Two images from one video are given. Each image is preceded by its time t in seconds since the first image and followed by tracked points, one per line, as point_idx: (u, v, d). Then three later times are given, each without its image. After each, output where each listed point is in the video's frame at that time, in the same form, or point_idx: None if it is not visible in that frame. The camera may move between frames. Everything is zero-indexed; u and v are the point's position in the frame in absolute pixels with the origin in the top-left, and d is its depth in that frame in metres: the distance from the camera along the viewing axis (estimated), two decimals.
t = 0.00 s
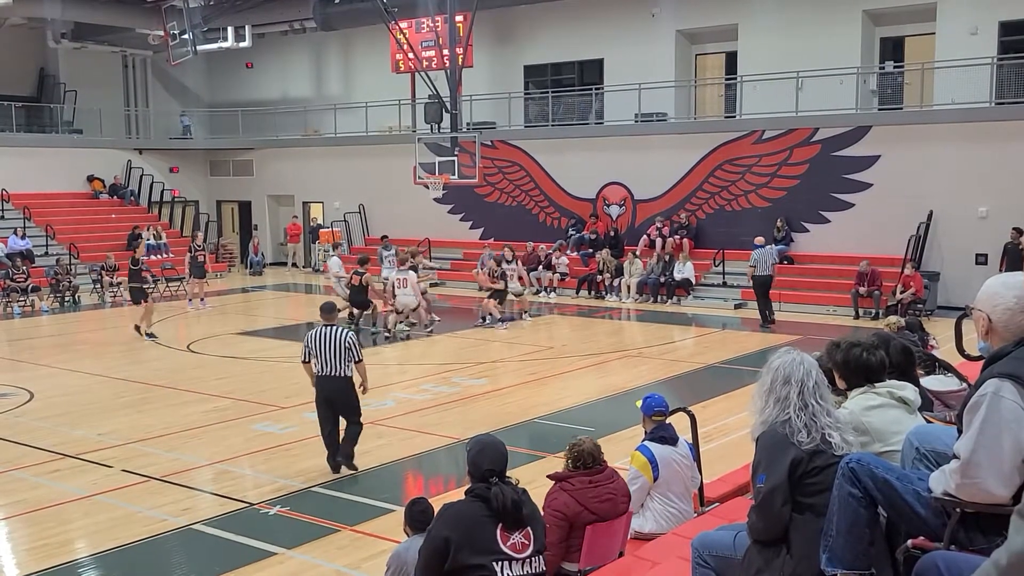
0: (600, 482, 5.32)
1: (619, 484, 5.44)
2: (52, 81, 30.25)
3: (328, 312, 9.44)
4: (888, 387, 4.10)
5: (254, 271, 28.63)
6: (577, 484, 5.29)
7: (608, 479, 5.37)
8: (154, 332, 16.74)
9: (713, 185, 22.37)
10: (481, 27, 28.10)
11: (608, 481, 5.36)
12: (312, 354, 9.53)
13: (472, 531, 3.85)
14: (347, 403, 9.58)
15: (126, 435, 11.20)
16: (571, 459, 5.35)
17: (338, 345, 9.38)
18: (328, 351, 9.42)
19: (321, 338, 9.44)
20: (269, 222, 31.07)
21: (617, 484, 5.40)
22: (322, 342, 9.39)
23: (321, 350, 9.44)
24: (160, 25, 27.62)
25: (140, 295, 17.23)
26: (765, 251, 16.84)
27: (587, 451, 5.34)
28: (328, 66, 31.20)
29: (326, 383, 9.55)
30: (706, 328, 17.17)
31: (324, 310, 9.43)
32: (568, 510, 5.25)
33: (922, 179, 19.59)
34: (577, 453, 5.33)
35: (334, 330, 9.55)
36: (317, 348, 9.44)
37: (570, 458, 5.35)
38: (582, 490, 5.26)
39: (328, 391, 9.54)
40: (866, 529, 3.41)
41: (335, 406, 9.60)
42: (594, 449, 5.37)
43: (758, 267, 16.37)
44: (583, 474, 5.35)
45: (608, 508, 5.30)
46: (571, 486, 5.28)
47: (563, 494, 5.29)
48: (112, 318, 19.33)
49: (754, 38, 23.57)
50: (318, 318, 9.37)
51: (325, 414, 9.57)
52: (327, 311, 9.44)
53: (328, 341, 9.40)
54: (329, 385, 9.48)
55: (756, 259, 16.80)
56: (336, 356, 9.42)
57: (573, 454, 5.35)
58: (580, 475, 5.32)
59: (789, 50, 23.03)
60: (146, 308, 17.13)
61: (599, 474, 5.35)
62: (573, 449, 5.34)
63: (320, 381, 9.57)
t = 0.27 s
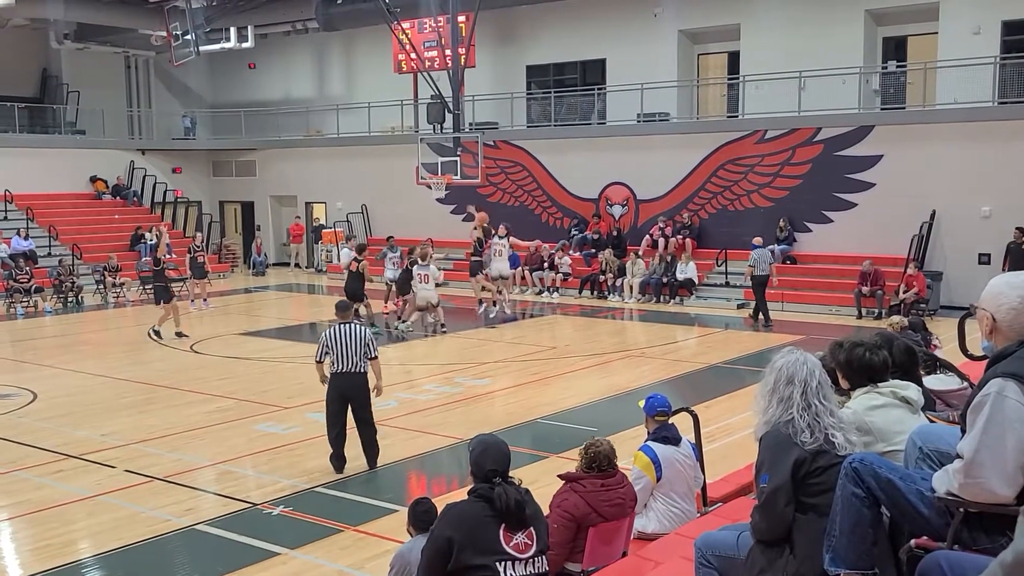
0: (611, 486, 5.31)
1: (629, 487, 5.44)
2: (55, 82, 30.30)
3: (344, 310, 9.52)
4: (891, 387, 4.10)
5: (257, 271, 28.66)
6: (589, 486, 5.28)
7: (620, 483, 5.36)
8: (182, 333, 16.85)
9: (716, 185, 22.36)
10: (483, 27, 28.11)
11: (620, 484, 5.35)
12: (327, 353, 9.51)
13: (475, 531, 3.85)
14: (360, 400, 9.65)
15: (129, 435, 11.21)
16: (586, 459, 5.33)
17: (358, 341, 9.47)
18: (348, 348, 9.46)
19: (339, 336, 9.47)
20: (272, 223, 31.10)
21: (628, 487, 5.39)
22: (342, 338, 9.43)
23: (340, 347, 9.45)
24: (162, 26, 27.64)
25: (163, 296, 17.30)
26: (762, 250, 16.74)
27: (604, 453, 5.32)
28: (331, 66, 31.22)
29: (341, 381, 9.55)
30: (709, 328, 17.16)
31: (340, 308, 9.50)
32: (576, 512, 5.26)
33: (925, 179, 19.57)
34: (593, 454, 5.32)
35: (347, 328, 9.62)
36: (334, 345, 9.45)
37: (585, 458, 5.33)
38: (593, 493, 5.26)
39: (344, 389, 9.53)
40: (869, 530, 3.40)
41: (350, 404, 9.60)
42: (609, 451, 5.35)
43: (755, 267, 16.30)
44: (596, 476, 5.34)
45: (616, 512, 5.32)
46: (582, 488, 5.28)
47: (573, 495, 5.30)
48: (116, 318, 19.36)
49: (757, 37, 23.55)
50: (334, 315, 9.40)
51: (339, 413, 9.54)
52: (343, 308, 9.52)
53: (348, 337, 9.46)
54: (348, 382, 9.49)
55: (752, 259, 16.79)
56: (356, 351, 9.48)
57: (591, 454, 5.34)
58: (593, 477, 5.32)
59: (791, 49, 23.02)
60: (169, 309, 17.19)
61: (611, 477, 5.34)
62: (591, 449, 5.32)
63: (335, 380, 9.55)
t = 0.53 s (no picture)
0: (620, 485, 5.31)
1: (637, 488, 5.43)
2: (61, 81, 30.35)
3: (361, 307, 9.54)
4: (896, 386, 4.10)
5: (262, 271, 28.74)
6: (597, 484, 5.28)
7: (628, 483, 5.36)
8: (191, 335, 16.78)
9: (720, 184, 22.32)
10: (488, 27, 28.11)
11: (629, 485, 5.34)
12: (347, 352, 9.49)
13: (479, 530, 3.86)
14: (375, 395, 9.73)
15: (135, 434, 11.23)
16: (597, 458, 5.33)
17: (378, 338, 9.56)
18: (369, 345, 9.51)
19: (358, 334, 9.49)
20: (276, 222, 31.15)
21: (636, 488, 5.39)
22: (363, 336, 9.47)
23: (361, 345, 9.48)
24: (167, 25, 27.67)
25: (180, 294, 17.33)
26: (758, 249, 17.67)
27: (615, 453, 5.32)
28: (335, 66, 31.24)
29: (361, 379, 9.56)
30: (713, 327, 17.17)
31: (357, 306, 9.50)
32: (583, 511, 5.26)
33: (930, 178, 19.53)
34: (604, 452, 5.31)
35: (362, 325, 9.64)
36: (355, 344, 9.45)
37: (596, 456, 5.33)
38: (601, 492, 5.25)
39: (365, 387, 9.57)
40: (873, 529, 3.40)
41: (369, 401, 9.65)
42: (619, 451, 5.35)
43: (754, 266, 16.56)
44: (605, 475, 5.33)
45: (623, 512, 5.31)
46: (590, 486, 5.27)
47: (581, 492, 5.29)
48: (120, 317, 19.40)
49: (761, 36, 23.53)
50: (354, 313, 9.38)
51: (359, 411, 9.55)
52: (359, 306, 9.54)
53: (369, 335, 9.52)
54: (370, 379, 9.54)
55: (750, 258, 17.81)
56: (376, 348, 9.55)
57: (600, 453, 5.33)
58: (601, 476, 5.31)
59: (796, 48, 22.99)
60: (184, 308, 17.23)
61: (620, 477, 5.34)
62: (601, 448, 5.33)
63: (355, 379, 9.54)
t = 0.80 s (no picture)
0: (623, 485, 5.31)
1: (640, 488, 5.43)
2: (63, 81, 30.37)
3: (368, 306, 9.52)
4: (898, 385, 4.10)
5: (264, 270, 28.76)
6: (601, 483, 5.28)
7: (631, 483, 5.35)
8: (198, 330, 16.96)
9: (723, 183, 22.30)
10: (490, 26, 28.10)
11: (632, 485, 5.34)
12: (355, 351, 9.48)
13: (482, 530, 3.86)
14: (381, 393, 9.74)
15: (137, 433, 11.25)
16: (604, 456, 5.32)
17: (386, 336, 9.54)
18: (377, 344, 9.51)
19: (365, 332, 9.48)
20: (278, 221, 31.17)
21: (640, 488, 5.39)
22: (371, 335, 9.45)
23: (368, 343, 9.48)
24: (169, 25, 27.67)
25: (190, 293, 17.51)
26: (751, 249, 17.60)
27: (622, 451, 5.28)
28: (338, 66, 31.25)
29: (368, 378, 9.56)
30: (715, 327, 17.17)
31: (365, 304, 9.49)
32: (587, 510, 5.26)
33: (932, 177, 19.51)
34: (611, 450, 5.28)
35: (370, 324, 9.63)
36: (362, 342, 9.45)
37: (602, 454, 5.31)
38: (605, 491, 5.25)
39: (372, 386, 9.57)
40: (875, 528, 3.40)
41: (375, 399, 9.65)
42: (626, 451, 5.32)
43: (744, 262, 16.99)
44: (609, 473, 5.33)
45: (625, 512, 5.31)
46: (593, 483, 5.27)
47: (584, 489, 5.28)
48: (123, 317, 19.43)
49: (763, 35, 23.51)
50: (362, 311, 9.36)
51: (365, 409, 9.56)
52: (367, 304, 9.53)
53: (376, 333, 9.51)
54: (377, 378, 9.53)
55: (745, 255, 17.80)
56: (383, 347, 9.55)
57: (608, 452, 5.31)
58: (606, 474, 5.31)
59: (798, 47, 22.96)
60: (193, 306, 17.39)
61: (624, 476, 5.33)
62: (609, 446, 5.29)
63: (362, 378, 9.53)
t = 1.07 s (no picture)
0: (626, 484, 5.30)
1: (642, 488, 5.43)
2: (64, 81, 30.39)
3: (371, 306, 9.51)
4: (899, 385, 4.10)
5: (265, 270, 28.78)
6: (603, 480, 5.27)
7: (634, 482, 5.34)
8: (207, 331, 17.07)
9: (724, 182, 22.29)
10: (491, 25, 28.09)
11: (634, 485, 5.33)
12: (356, 349, 9.46)
13: (484, 530, 3.86)
14: (383, 392, 9.75)
15: (139, 433, 11.25)
16: (607, 456, 5.30)
17: (388, 336, 9.54)
18: (378, 344, 9.50)
19: (367, 331, 9.47)
20: (279, 221, 31.17)
21: (642, 488, 5.39)
22: (372, 335, 9.43)
23: (370, 343, 9.46)
24: (169, 25, 27.65)
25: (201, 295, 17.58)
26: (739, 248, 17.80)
27: (625, 451, 5.27)
28: (338, 66, 31.26)
29: (369, 377, 9.57)
30: (716, 326, 17.17)
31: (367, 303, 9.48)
32: (589, 508, 5.26)
33: (933, 176, 19.50)
34: (614, 450, 5.27)
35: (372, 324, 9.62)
36: (364, 341, 9.44)
37: (606, 453, 5.29)
38: (607, 489, 5.25)
39: (372, 384, 9.58)
40: (876, 528, 3.40)
41: (376, 398, 9.65)
42: (629, 453, 5.29)
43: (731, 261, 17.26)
44: (613, 472, 5.31)
45: (626, 512, 5.31)
46: (596, 481, 5.27)
47: (586, 488, 5.27)
48: (124, 317, 19.46)
49: (764, 34, 23.49)
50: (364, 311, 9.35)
51: (366, 408, 9.57)
52: (370, 304, 9.52)
53: (378, 333, 9.50)
54: (378, 378, 9.52)
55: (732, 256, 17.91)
56: (384, 346, 9.54)
57: (611, 451, 5.29)
58: (608, 473, 5.30)
59: (799, 47, 22.94)
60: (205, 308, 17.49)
61: (627, 476, 5.31)
62: (612, 446, 5.27)
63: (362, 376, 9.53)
